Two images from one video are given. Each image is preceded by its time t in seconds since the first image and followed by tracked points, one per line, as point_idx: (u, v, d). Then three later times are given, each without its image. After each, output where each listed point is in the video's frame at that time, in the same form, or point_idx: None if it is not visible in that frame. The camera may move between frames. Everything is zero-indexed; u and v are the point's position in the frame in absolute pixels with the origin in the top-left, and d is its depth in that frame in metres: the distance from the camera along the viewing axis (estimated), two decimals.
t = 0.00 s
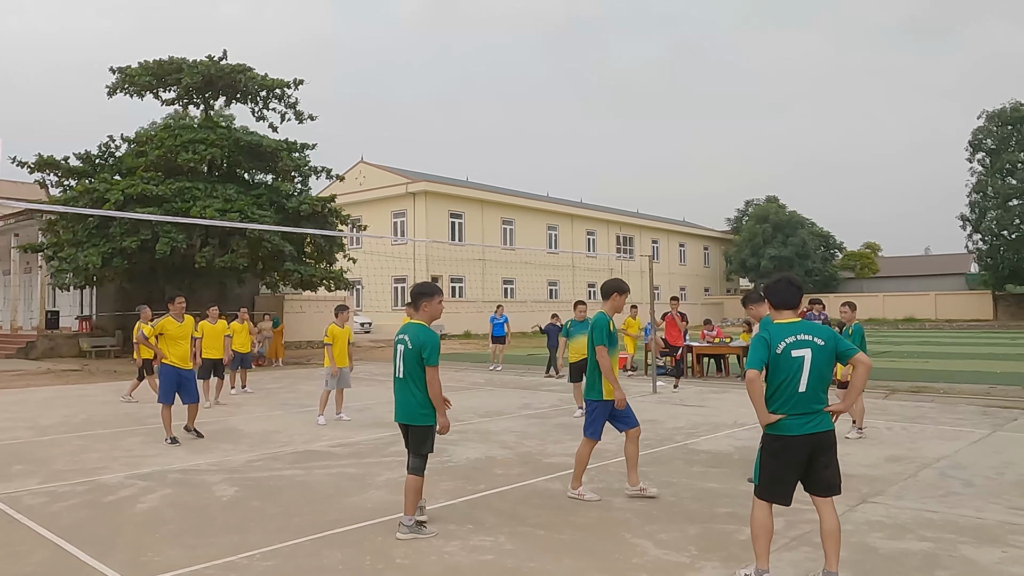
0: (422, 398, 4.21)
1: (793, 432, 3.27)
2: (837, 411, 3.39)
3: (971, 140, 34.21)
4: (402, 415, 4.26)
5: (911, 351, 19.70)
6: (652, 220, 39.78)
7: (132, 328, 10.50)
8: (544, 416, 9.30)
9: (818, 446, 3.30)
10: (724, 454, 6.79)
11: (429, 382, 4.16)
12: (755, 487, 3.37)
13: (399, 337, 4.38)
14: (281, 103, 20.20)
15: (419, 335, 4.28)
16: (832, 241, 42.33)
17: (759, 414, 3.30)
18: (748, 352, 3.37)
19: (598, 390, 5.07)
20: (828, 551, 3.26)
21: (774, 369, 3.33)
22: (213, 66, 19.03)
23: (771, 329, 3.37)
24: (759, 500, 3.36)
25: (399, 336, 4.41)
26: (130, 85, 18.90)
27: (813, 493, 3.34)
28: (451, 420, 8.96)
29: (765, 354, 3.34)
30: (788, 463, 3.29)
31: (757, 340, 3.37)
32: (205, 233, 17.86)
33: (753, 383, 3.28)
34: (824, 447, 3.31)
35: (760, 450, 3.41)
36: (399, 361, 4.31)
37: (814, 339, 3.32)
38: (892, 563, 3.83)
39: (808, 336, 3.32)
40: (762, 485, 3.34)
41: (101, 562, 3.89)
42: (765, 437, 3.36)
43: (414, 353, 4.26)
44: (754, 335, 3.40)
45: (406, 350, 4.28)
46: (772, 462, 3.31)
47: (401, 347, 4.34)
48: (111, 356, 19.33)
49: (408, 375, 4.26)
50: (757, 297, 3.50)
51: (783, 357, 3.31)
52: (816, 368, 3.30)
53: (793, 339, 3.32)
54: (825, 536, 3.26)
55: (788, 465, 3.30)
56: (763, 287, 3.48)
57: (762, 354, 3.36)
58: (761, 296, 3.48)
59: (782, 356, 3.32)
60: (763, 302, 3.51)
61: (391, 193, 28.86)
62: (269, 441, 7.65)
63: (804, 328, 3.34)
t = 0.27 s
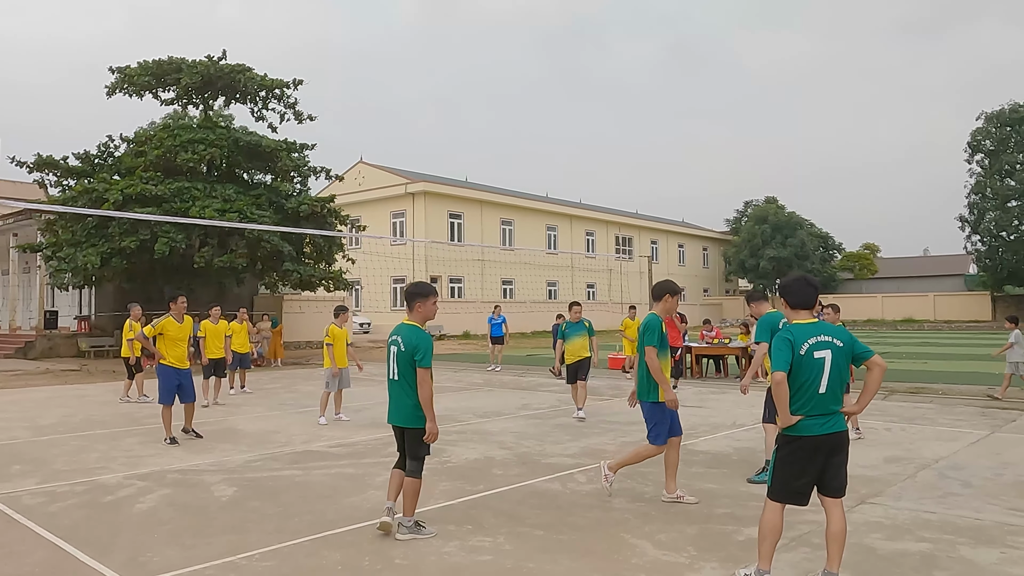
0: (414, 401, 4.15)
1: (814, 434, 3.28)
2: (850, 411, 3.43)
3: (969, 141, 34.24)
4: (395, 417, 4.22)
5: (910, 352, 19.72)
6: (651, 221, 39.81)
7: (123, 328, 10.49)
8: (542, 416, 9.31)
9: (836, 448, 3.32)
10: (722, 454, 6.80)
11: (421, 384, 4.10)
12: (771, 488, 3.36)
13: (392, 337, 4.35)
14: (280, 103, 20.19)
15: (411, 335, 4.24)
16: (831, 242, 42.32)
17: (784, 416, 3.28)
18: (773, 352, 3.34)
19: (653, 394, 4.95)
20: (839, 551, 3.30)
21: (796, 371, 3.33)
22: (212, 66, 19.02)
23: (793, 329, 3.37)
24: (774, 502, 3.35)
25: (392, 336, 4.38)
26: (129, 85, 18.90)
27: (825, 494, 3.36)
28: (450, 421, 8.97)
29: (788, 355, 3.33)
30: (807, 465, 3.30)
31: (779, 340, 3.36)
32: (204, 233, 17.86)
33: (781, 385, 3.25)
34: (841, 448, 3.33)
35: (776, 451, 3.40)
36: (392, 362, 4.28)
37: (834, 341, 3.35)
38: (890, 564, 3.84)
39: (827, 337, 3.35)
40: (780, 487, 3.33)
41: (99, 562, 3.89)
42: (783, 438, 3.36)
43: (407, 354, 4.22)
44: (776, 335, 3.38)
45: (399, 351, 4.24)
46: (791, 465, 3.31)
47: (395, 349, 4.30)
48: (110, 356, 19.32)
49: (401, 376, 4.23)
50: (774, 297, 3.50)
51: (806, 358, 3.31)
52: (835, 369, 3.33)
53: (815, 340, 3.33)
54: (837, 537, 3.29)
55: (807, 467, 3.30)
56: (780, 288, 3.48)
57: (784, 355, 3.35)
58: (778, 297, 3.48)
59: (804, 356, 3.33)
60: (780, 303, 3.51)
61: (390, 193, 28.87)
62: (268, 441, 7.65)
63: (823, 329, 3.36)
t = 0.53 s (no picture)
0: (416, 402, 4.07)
1: (825, 434, 3.28)
2: (856, 414, 3.45)
3: (969, 142, 34.26)
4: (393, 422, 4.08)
5: (908, 353, 19.74)
6: (651, 222, 39.83)
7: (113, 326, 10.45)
8: (542, 417, 9.31)
9: (844, 449, 3.32)
10: (720, 455, 6.81)
11: (421, 384, 4.05)
12: (779, 488, 3.35)
13: (380, 341, 4.19)
14: (279, 103, 20.19)
15: (407, 337, 4.14)
16: (830, 243, 42.30)
17: (798, 416, 3.28)
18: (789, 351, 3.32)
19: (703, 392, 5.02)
20: (841, 551, 3.31)
21: (811, 370, 3.33)
22: (212, 66, 19.02)
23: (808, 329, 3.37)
24: (781, 501, 3.33)
25: (377, 340, 4.22)
26: (128, 85, 18.89)
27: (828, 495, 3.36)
28: (449, 421, 8.97)
29: (804, 354, 3.33)
30: (817, 465, 3.29)
31: (794, 340, 3.35)
32: (203, 233, 17.86)
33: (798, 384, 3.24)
34: (849, 450, 3.33)
35: (784, 451, 3.40)
36: (386, 367, 4.13)
37: (847, 342, 3.36)
38: (888, 564, 3.85)
39: (840, 338, 3.36)
40: (788, 487, 3.32)
41: (98, 563, 3.88)
42: (793, 438, 3.35)
43: (403, 356, 4.11)
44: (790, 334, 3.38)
45: (393, 353, 4.12)
46: (801, 465, 3.30)
47: (386, 352, 4.17)
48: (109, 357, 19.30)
49: (397, 379, 4.10)
50: (786, 297, 3.50)
51: (820, 358, 3.32)
52: (848, 370, 3.33)
53: (828, 341, 3.34)
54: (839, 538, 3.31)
55: (817, 468, 3.30)
56: (792, 288, 3.49)
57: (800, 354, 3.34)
58: (791, 297, 3.49)
59: (818, 357, 3.33)
60: (792, 303, 3.52)
61: (389, 194, 28.86)
62: (267, 441, 7.64)
63: (836, 330, 3.37)
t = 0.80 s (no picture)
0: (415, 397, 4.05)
1: (830, 433, 3.28)
2: (859, 416, 3.45)
3: (968, 143, 34.28)
4: (393, 420, 4.00)
5: (907, 353, 19.77)
6: (650, 221, 39.84)
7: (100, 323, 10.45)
8: (540, 415, 9.31)
9: (847, 449, 3.33)
10: (719, 454, 6.81)
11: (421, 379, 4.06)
12: (780, 485, 3.33)
13: (372, 340, 4.09)
14: (279, 101, 20.14)
15: (402, 334, 4.11)
16: (828, 243, 42.29)
17: (805, 414, 3.27)
18: (800, 346, 3.33)
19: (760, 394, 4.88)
20: (838, 552, 3.31)
21: (819, 368, 3.33)
22: (211, 63, 18.98)
23: (818, 326, 3.38)
24: (781, 499, 3.32)
25: (367, 339, 4.10)
26: (128, 82, 18.86)
27: (829, 496, 3.36)
28: (447, 420, 8.96)
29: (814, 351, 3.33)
30: (820, 464, 3.29)
31: (804, 335, 3.36)
32: (202, 231, 17.82)
33: (807, 379, 3.25)
34: (851, 450, 3.34)
35: (787, 449, 3.39)
36: (380, 365, 4.04)
37: (854, 342, 3.39)
38: (886, 564, 3.85)
39: (848, 337, 3.38)
40: (790, 485, 3.30)
41: (95, 561, 3.87)
42: (798, 436, 3.34)
43: (402, 353, 4.08)
44: (800, 330, 3.39)
45: (390, 351, 4.06)
46: (804, 463, 3.29)
47: (379, 350, 4.07)
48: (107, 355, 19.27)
49: (396, 377, 4.03)
50: (795, 295, 3.52)
51: (829, 355, 3.32)
52: (854, 369, 3.35)
53: (837, 339, 3.35)
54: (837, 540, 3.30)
55: (820, 467, 3.30)
56: (802, 286, 3.52)
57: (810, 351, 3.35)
58: (801, 295, 3.51)
59: (827, 354, 3.33)
60: (801, 301, 3.53)
61: (389, 192, 28.84)
62: (265, 440, 7.64)
63: (844, 329, 3.39)
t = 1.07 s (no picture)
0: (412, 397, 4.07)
1: (831, 434, 3.28)
2: (861, 417, 3.45)
3: (965, 143, 34.33)
4: (389, 420, 3.98)
5: (904, 353, 19.80)
6: (648, 220, 39.86)
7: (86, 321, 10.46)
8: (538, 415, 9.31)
9: (848, 450, 3.33)
10: (716, 454, 6.81)
11: (417, 379, 4.09)
12: (782, 485, 3.34)
13: (368, 339, 4.07)
14: (277, 100, 20.11)
15: (399, 333, 4.13)
16: (826, 243, 42.36)
17: (804, 413, 3.27)
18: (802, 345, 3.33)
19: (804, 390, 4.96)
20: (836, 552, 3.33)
21: (821, 368, 3.33)
22: (209, 62, 18.96)
23: (821, 326, 3.38)
24: (781, 498, 3.33)
25: (362, 339, 4.09)
26: (125, 80, 18.82)
27: (829, 496, 3.37)
28: (445, 419, 8.96)
29: (816, 351, 3.33)
30: (822, 465, 3.29)
31: (807, 336, 3.35)
32: (200, 229, 17.79)
33: (808, 380, 3.25)
34: (852, 452, 3.34)
35: (787, 449, 3.39)
36: (375, 364, 4.02)
37: (858, 342, 3.38)
38: (883, 563, 3.85)
39: (851, 338, 3.37)
40: (789, 485, 3.32)
41: (92, 559, 3.87)
42: (797, 435, 3.35)
43: (398, 351, 4.08)
44: (802, 330, 3.38)
45: (388, 349, 4.06)
46: (805, 462, 3.28)
47: (375, 348, 4.06)
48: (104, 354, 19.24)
49: (392, 375, 4.02)
50: (801, 296, 3.53)
51: (831, 356, 3.32)
52: (856, 371, 3.35)
53: (840, 340, 3.34)
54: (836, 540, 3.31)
55: (820, 467, 3.30)
56: (808, 286, 3.52)
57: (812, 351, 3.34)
58: (808, 295, 3.51)
59: (829, 355, 3.33)
60: (808, 302, 3.54)
61: (387, 191, 28.83)
62: (263, 438, 7.64)
63: (847, 330, 3.38)
